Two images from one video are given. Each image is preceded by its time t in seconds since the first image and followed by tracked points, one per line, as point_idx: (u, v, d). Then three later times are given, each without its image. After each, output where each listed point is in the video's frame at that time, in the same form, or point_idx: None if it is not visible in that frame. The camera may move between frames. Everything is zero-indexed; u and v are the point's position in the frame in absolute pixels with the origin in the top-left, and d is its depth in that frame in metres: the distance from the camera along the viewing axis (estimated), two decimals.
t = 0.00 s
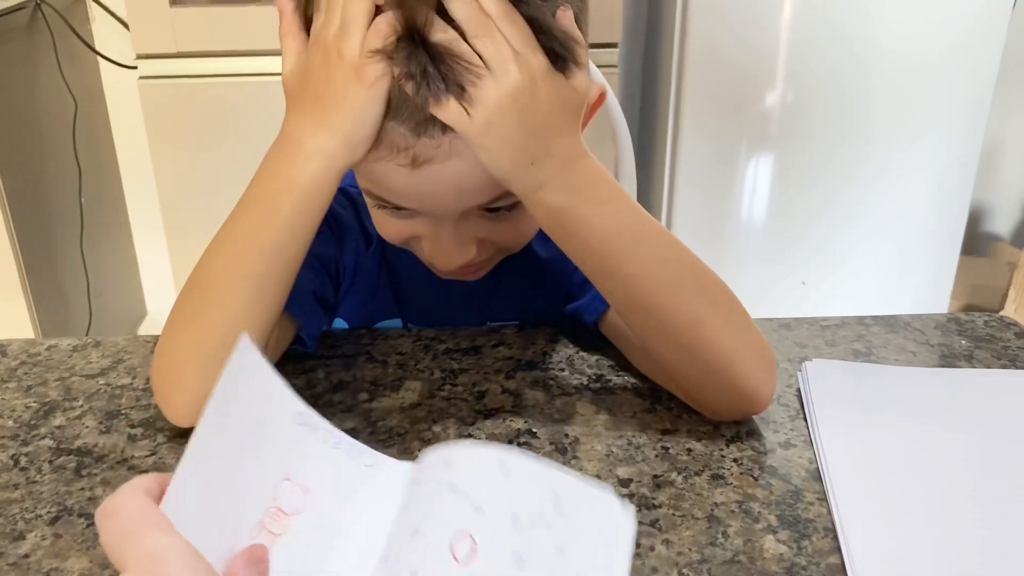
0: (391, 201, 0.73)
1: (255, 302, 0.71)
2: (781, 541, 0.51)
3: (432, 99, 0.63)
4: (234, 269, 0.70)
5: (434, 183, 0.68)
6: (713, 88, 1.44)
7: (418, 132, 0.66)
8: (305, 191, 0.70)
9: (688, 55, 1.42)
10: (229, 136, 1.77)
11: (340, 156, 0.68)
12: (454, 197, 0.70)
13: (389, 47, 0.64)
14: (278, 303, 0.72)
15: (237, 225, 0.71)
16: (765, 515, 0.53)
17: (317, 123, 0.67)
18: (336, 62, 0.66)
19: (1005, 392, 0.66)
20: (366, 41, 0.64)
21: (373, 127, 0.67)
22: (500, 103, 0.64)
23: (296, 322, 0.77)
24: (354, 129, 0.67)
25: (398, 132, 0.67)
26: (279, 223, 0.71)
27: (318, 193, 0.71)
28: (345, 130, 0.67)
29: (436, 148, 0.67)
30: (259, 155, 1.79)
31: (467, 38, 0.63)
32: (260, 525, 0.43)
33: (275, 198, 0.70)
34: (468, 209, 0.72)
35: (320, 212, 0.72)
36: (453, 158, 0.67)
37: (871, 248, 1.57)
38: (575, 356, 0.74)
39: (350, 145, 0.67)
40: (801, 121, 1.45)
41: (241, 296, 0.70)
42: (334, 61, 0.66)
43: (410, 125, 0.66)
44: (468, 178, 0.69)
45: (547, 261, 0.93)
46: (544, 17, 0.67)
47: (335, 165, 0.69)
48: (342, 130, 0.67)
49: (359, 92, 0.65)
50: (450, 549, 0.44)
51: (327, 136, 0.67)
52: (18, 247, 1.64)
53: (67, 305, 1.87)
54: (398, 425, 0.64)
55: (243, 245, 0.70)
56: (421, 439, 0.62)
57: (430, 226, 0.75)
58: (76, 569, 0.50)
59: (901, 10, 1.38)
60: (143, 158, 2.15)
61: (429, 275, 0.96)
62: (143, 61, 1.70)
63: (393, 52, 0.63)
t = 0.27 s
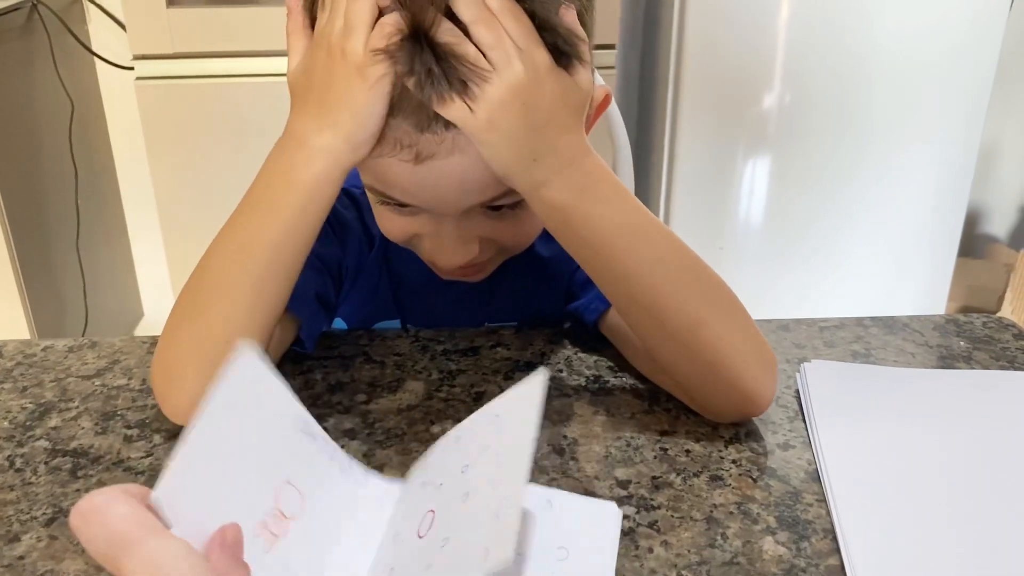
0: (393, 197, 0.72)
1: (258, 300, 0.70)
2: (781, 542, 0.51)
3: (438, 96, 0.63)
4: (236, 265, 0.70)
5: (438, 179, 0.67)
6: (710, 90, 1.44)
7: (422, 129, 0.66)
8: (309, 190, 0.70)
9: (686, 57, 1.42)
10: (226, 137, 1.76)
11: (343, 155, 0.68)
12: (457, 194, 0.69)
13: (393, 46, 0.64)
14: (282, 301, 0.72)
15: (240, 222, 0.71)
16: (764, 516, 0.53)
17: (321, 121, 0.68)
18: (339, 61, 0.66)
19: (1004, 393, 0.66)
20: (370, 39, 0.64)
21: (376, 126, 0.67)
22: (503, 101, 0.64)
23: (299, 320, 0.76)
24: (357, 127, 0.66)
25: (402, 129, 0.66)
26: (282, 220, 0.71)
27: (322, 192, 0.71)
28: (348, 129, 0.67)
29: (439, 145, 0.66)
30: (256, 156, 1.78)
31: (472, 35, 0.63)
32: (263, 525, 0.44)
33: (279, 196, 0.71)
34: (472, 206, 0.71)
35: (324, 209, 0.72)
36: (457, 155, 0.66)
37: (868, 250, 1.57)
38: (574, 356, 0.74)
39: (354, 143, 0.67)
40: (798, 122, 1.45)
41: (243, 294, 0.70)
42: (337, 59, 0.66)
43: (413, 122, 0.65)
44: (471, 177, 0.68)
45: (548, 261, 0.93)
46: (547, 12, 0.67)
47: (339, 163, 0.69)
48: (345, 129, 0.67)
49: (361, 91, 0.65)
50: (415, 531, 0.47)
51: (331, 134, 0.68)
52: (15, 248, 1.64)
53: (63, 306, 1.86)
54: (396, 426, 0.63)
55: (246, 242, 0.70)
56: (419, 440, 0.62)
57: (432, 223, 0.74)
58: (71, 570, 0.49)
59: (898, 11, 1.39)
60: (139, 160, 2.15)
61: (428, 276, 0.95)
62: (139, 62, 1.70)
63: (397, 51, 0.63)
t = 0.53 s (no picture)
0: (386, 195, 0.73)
1: (252, 301, 0.70)
2: (779, 542, 0.51)
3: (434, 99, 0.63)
4: (232, 266, 0.70)
5: (430, 179, 0.68)
6: (708, 90, 1.44)
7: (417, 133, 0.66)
8: (304, 190, 0.70)
9: (684, 58, 1.42)
10: (223, 138, 1.76)
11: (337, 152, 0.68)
12: (448, 193, 0.69)
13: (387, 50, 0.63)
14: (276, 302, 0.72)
15: (235, 221, 0.71)
16: (763, 516, 0.53)
17: (315, 120, 0.67)
18: (331, 58, 0.65)
19: (1001, 394, 0.66)
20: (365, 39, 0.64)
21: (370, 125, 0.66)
22: (498, 104, 0.64)
23: (297, 320, 0.76)
24: (351, 125, 0.66)
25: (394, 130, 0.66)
26: (277, 222, 0.70)
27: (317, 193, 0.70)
28: (342, 127, 0.66)
29: (432, 147, 0.66)
30: (254, 156, 1.78)
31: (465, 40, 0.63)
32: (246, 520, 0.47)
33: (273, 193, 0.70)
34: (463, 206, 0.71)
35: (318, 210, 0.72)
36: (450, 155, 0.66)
37: (866, 250, 1.57)
38: (572, 357, 0.74)
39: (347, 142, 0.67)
40: (796, 122, 1.45)
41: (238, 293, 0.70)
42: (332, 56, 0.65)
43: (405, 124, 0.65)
44: (463, 177, 0.68)
45: (546, 261, 0.93)
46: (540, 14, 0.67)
47: (334, 161, 0.68)
48: (340, 127, 0.66)
49: (354, 89, 0.65)
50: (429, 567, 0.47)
51: (325, 132, 0.67)
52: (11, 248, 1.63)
53: (60, 306, 1.86)
54: (393, 426, 0.63)
55: (241, 241, 0.70)
56: (417, 440, 0.62)
57: (425, 224, 0.74)
58: (68, 571, 0.49)
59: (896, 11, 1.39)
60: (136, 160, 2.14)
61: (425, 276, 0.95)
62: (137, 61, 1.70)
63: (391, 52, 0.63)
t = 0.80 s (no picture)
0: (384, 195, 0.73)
1: (248, 302, 0.70)
2: (776, 545, 0.51)
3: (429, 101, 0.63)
4: (229, 266, 0.70)
5: (428, 179, 0.68)
6: (706, 92, 1.44)
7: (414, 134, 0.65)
8: (301, 192, 0.70)
9: (682, 59, 1.42)
10: (220, 138, 1.76)
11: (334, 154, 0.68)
12: (446, 193, 0.69)
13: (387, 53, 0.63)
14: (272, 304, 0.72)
15: (232, 221, 0.71)
16: (760, 519, 0.53)
17: (312, 119, 0.67)
18: (328, 57, 0.65)
19: (998, 396, 0.66)
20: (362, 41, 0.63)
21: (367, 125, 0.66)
22: (496, 104, 0.64)
23: (295, 322, 0.76)
24: (348, 125, 0.66)
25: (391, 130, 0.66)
26: (275, 222, 0.70)
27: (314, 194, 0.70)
28: (338, 126, 0.66)
29: (430, 148, 0.66)
30: (251, 157, 1.78)
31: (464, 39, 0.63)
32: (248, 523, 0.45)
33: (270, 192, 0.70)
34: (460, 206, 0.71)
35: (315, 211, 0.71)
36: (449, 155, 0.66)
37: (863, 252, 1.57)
38: (570, 359, 0.74)
39: (344, 142, 0.67)
40: (793, 123, 1.45)
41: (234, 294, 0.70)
42: (331, 56, 0.65)
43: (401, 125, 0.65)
44: (461, 176, 0.68)
45: (544, 263, 0.93)
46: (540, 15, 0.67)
47: (330, 161, 0.68)
48: (337, 128, 0.66)
49: (351, 89, 0.65)
50: None
51: (323, 132, 0.67)
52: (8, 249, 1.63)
53: (56, 307, 1.86)
54: (390, 428, 0.63)
55: (239, 241, 0.70)
56: (414, 443, 0.61)
57: (423, 223, 0.74)
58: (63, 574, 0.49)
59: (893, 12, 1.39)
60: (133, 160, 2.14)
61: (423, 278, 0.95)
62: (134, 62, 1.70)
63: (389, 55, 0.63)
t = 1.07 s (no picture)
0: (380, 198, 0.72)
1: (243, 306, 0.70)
2: (771, 550, 0.51)
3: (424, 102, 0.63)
4: (222, 271, 0.70)
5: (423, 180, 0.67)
6: (703, 93, 1.44)
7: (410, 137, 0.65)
8: (296, 193, 0.69)
9: (679, 60, 1.42)
10: (217, 139, 1.76)
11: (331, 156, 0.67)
12: (441, 194, 0.69)
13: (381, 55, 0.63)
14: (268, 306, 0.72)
15: (228, 223, 0.70)
16: (755, 523, 0.53)
17: (306, 121, 0.67)
18: (322, 60, 0.65)
19: (994, 400, 0.66)
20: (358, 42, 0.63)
21: (361, 126, 0.66)
22: (491, 105, 0.63)
23: (291, 326, 0.76)
24: (343, 127, 0.66)
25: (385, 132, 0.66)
26: (268, 224, 0.70)
27: (309, 195, 0.70)
28: (332, 128, 0.66)
29: (425, 149, 0.65)
30: (248, 159, 1.77)
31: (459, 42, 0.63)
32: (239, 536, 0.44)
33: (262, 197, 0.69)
34: (456, 208, 0.71)
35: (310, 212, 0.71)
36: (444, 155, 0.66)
37: (860, 254, 1.57)
38: (565, 362, 0.74)
39: (340, 144, 0.66)
40: (790, 124, 1.45)
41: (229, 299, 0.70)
42: (323, 58, 0.65)
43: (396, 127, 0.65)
44: (456, 177, 0.68)
45: (540, 266, 0.92)
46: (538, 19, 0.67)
47: (325, 162, 0.68)
48: (332, 129, 0.66)
49: (344, 90, 0.64)
50: None
51: (317, 134, 0.66)
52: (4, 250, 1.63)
53: (53, 308, 1.85)
54: (384, 432, 0.63)
55: (231, 246, 0.70)
56: (408, 447, 0.61)
57: (417, 224, 0.74)
58: None
59: (890, 14, 1.39)
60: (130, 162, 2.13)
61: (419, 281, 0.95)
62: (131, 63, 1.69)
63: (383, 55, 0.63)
